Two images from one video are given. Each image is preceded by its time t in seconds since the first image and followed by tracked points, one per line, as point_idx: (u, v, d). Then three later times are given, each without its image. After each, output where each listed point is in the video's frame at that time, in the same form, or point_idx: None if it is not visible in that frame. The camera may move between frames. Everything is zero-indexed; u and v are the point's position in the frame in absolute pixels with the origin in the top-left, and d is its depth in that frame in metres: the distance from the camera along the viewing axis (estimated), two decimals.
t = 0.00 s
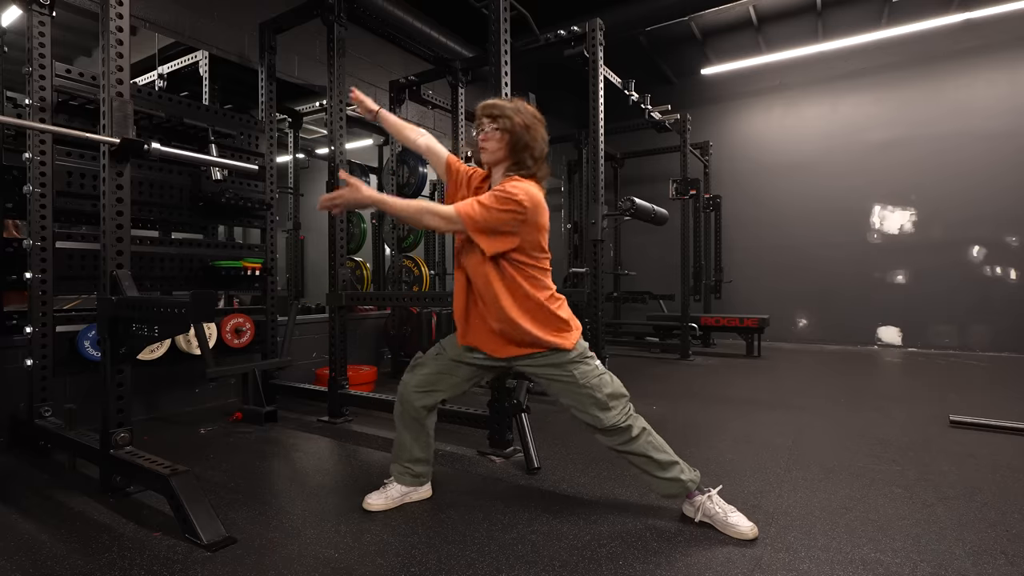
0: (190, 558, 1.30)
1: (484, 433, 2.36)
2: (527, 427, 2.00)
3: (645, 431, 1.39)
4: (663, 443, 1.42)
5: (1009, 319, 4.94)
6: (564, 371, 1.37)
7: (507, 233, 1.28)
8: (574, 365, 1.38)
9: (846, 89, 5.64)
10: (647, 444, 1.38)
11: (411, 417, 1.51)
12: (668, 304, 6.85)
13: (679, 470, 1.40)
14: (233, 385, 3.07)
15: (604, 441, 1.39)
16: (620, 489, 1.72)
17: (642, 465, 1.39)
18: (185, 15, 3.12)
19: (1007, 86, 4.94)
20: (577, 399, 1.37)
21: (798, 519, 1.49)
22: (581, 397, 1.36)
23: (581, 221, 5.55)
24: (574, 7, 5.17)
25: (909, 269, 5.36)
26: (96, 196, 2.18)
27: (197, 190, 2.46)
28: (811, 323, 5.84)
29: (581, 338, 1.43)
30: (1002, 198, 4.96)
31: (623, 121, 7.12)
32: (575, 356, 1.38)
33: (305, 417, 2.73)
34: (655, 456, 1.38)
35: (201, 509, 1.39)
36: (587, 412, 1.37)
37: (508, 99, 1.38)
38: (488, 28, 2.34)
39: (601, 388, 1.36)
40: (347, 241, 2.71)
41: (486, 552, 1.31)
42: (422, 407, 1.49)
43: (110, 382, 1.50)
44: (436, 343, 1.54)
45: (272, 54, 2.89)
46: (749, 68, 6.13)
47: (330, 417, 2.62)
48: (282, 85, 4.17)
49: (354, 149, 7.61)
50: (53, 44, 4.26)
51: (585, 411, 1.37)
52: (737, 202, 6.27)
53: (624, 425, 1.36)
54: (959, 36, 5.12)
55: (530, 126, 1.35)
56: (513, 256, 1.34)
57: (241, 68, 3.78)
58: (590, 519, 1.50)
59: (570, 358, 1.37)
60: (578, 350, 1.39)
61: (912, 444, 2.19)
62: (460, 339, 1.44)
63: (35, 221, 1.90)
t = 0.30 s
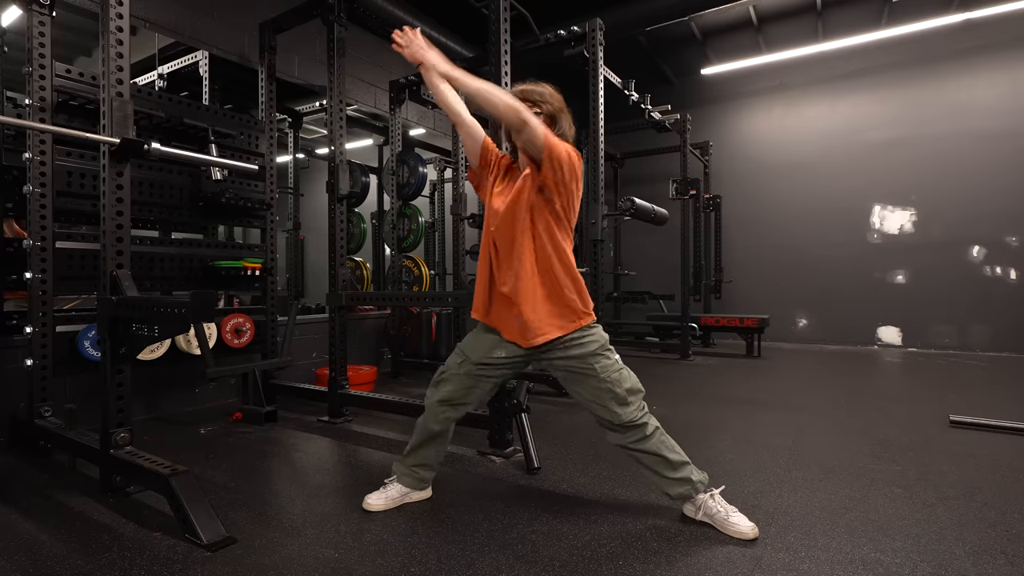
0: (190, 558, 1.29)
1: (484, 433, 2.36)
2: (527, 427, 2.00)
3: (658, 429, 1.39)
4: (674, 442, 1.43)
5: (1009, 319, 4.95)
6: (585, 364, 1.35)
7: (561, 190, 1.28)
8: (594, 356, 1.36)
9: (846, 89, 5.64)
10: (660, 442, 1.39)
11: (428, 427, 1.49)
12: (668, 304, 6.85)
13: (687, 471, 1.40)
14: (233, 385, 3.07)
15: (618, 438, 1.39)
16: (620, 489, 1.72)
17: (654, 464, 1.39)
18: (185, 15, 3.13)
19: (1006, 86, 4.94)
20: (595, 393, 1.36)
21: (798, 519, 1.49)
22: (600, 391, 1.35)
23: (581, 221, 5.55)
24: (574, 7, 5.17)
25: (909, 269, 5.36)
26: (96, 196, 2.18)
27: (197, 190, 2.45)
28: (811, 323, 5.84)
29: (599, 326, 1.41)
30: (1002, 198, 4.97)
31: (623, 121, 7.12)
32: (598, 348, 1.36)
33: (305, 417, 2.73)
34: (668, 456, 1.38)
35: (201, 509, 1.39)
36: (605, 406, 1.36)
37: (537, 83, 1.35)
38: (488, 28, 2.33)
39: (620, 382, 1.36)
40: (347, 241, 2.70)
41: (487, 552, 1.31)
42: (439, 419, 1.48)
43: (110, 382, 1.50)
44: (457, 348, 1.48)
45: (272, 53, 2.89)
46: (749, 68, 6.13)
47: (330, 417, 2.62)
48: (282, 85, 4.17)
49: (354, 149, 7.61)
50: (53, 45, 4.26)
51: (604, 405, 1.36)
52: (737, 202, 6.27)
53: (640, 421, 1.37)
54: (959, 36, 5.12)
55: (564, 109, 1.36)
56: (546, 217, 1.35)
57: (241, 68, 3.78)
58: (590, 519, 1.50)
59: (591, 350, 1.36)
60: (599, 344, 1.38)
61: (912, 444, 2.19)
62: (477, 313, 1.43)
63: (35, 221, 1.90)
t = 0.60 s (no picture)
0: (190, 558, 1.30)
1: (484, 432, 2.36)
2: (527, 427, 1.99)
3: (665, 431, 1.39)
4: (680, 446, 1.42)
5: (1009, 319, 4.95)
6: (596, 360, 1.37)
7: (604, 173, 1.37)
8: (605, 353, 1.37)
9: (846, 89, 5.64)
10: (668, 443, 1.39)
11: (442, 443, 1.49)
12: (668, 304, 6.85)
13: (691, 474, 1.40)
14: (233, 385, 3.07)
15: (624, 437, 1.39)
16: (619, 489, 1.72)
17: (660, 464, 1.39)
18: (186, 15, 3.13)
19: (1007, 86, 4.95)
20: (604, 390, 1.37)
21: (798, 519, 1.49)
22: (610, 388, 1.36)
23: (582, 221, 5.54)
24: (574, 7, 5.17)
25: (909, 269, 5.36)
26: (96, 196, 2.18)
27: (197, 190, 2.45)
28: (811, 323, 5.84)
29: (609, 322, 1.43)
30: (1002, 198, 4.97)
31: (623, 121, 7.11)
32: (608, 344, 1.38)
33: (305, 417, 2.73)
34: (675, 457, 1.38)
35: (201, 509, 1.39)
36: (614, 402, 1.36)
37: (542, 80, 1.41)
38: (488, 27, 2.33)
39: (631, 380, 1.37)
40: (347, 241, 2.70)
41: (487, 552, 1.30)
42: (456, 436, 1.47)
43: (110, 382, 1.50)
44: (467, 362, 1.46)
45: (272, 53, 2.89)
46: (749, 68, 6.13)
47: (330, 417, 2.62)
48: (281, 85, 4.17)
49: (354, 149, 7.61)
50: (53, 45, 4.27)
51: (613, 401, 1.36)
52: (737, 202, 6.27)
53: (648, 421, 1.37)
54: (959, 35, 5.12)
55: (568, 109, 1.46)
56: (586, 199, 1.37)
57: (241, 68, 3.78)
58: (591, 520, 1.49)
59: (602, 346, 1.37)
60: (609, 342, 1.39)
61: (912, 444, 2.19)
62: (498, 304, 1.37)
63: (35, 221, 1.89)
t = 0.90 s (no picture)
0: (190, 558, 1.29)
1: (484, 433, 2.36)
2: (526, 427, 1.99)
3: (669, 433, 1.39)
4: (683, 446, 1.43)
5: (1010, 319, 4.94)
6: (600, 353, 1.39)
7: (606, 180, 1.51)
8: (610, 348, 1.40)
9: (847, 89, 5.64)
10: (672, 442, 1.39)
11: (451, 446, 1.50)
12: (668, 304, 6.85)
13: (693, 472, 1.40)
14: (233, 385, 3.07)
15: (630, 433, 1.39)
16: (618, 489, 1.72)
17: (664, 461, 1.38)
18: (186, 15, 3.13)
19: (1007, 86, 4.94)
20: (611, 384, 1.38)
21: (798, 519, 1.49)
22: (615, 382, 1.38)
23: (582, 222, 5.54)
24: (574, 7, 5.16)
25: (909, 269, 5.36)
26: (96, 196, 2.18)
27: (196, 190, 2.45)
28: (811, 323, 5.84)
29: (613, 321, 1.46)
30: (1002, 198, 4.97)
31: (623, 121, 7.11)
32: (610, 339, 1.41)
33: (305, 417, 2.73)
34: (679, 454, 1.38)
35: (201, 509, 1.39)
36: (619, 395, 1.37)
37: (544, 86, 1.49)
38: (488, 27, 2.32)
39: (634, 374, 1.39)
40: (347, 241, 2.70)
41: (487, 553, 1.30)
42: (469, 440, 1.48)
43: (110, 382, 1.50)
44: (473, 370, 1.46)
45: (272, 53, 2.88)
46: (749, 68, 6.13)
47: (330, 417, 2.62)
48: (281, 85, 4.17)
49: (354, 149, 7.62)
50: (54, 45, 4.27)
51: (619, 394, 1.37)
52: (737, 202, 6.27)
53: (653, 416, 1.38)
54: (959, 35, 5.12)
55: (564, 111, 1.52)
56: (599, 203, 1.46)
57: (241, 67, 3.78)
58: (590, 520, 1.49)
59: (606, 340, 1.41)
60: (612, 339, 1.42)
61: (912, 444, 2.19)
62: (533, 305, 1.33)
63: (35, 221, 1.90)
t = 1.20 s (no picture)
0: (189, 558, 1.29)
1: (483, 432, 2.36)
2: (526, 427, 1.99)
3: (685, 432, 1.37)
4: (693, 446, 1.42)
5: (1010, 319, 4.94)
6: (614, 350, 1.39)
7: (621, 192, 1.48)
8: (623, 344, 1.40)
9: (847, 89, 5.64)
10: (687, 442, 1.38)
11: (454, 445, 1.51)
12: (668, 304, 6.85)
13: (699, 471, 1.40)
14: (233, 384, 3.07)
15: (643, 429, 1.39)
16: (618, 489, 1.72)
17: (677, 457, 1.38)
18: (185, 15, 3.13)
19: (1007, 86, 4.94)
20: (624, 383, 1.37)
21: (799, 519, 1.49)
22: (632, 375, 1.36)
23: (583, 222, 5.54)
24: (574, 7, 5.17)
25: (909, 269, 5.36)
26: (96, 196, 2.17)
27: (197, 190, 2.45)
28: (811, 323, 5.84)
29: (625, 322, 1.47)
30: (1002, 198, 4.97)
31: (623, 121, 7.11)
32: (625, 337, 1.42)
33: (305, 417, 2.73)
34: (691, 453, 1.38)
35: (201, 509, 1.39)
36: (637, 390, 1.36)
37: (558, 95, 1.48)
38: (488, 27, 2.32)
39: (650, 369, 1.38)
40: (347, 241, 2.70)
41: (487, 552, 1.30)
42: (473, 440, 1.49)
43: (110, 382, 1.50)
44: (480, 371, 1.47)
45: (272, 53, 2.88)
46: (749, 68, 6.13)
47: (330, 417, 2.62)
48: (281, 85, 4.17)
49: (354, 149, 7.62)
50: (54, 44, 4.27)
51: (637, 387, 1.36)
52: (737, 202, 6.27)
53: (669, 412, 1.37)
54: (959, 35, 5.12)
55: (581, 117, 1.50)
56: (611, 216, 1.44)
57: (241, 67, 3.78)
58: (590, 520, 1.49)
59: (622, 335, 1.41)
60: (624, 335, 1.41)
61: (912, 444, 2.19)
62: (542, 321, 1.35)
63: (35, 221, 1.89)
